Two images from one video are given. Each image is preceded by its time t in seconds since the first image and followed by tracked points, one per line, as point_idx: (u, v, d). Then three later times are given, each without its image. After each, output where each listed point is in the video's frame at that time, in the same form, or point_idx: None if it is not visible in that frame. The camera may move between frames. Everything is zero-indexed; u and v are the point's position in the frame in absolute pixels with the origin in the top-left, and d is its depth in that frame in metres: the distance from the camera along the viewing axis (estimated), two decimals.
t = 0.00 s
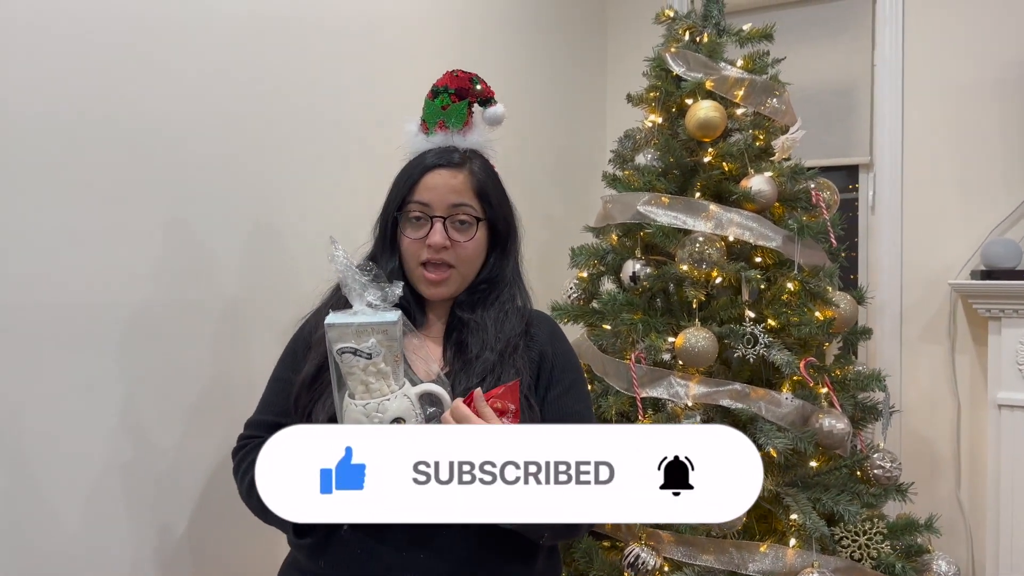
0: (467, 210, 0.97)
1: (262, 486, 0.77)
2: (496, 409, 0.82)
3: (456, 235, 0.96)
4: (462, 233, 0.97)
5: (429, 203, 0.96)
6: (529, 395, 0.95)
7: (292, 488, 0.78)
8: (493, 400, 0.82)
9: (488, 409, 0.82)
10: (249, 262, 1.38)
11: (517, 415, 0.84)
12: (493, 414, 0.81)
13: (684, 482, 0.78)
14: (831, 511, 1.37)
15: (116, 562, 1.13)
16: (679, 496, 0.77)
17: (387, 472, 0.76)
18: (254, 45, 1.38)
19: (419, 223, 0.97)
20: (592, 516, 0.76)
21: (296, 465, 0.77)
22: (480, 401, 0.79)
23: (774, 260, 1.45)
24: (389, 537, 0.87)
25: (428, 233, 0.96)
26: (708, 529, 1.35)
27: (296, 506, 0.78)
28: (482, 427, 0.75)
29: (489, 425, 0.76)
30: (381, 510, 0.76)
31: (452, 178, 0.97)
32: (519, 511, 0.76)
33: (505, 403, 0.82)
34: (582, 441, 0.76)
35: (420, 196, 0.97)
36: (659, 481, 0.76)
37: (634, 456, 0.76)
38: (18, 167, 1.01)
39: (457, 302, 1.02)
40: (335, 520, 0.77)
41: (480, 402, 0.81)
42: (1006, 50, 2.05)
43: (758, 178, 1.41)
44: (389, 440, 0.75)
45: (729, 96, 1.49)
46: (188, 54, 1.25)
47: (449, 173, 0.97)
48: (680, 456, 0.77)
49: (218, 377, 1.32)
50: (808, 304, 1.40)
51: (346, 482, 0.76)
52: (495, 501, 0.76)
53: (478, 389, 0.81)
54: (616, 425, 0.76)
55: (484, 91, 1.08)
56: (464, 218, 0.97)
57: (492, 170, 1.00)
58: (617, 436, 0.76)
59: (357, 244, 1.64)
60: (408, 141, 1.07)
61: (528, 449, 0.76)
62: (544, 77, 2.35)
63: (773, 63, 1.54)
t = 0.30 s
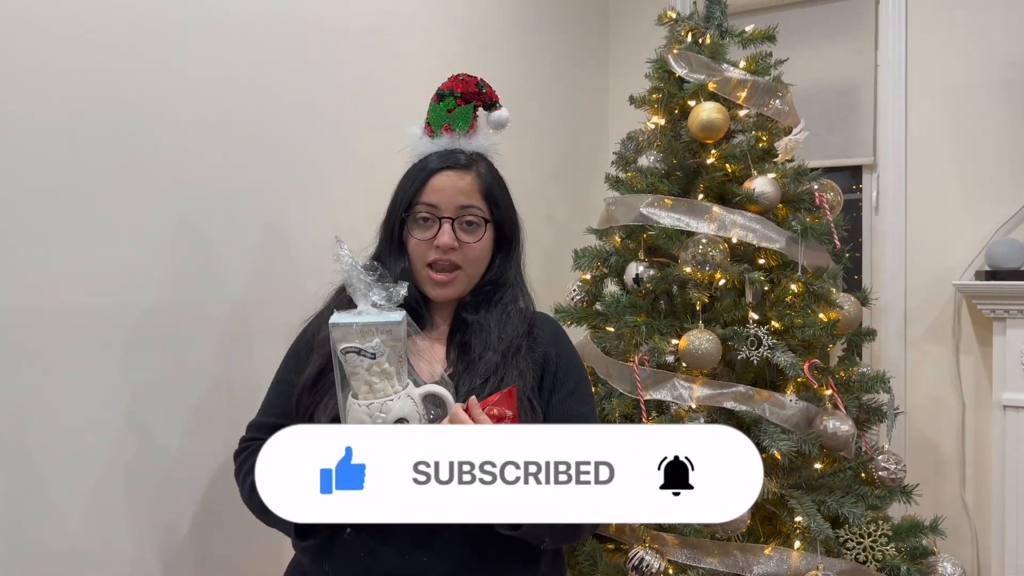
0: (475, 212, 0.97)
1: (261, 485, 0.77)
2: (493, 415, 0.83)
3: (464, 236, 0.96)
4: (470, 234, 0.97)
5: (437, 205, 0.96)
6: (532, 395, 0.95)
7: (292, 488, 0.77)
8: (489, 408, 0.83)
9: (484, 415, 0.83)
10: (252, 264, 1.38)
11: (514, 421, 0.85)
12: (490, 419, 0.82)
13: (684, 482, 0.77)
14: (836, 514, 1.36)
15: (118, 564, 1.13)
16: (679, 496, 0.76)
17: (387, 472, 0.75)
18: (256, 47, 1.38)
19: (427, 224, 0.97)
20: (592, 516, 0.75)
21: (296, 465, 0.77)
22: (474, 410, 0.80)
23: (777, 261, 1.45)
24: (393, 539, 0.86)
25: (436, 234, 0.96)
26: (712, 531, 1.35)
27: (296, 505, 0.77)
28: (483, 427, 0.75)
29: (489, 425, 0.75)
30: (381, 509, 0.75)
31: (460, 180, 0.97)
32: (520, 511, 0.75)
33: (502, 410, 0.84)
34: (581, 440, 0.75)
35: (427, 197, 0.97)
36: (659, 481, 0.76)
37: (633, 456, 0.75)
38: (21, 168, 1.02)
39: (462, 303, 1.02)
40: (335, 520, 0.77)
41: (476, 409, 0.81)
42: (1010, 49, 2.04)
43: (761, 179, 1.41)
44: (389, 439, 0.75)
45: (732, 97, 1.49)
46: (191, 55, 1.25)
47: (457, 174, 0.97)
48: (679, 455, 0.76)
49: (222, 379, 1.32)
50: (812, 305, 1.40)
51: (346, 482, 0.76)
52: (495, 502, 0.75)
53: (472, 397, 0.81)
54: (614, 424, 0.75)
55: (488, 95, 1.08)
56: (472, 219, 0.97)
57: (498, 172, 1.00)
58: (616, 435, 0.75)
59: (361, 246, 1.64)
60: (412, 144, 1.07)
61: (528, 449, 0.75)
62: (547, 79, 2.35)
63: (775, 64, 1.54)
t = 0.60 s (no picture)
0: (479, 215, 0.98)
1: (261, 486, 0.77)
2: (493, 417, 0.84)
3: (468, 240, 0.97)
4: (474, 238, 0.97)
5: (441, 209, 0.97)
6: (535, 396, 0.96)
7: (292, 487, 0.79)
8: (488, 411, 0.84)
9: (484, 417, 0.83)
10: (256, 266, 1.39)
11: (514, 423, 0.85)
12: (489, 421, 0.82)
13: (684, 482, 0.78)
14: (839, 512, 1.37)
15: (124, 563, 1.15)
16: (678, 496, 0.77)
17: (386, 472, 0.76)
18: (259, 50, 1.39)
19: (431, 228, 0.98)
20: (592, 515, 0.76)
21: (296, 465, 0.78)
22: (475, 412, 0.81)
23: (780, 261, 1.46)
24: (398, 539, 0.87)
25: (441, 238, 0.97)
26: (715, 529, 1.36)
27: (296, 505, 0.78)
28: (483, 427, 0.76)
29: (490, 426, 0.76)
30: (381, 510, 0.76)
31: (463, 184, 0.98)
32: (519, 511, 0.76)
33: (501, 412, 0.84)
34: (582, 441, 0.76)
35: (431, 202, 0.98)
36: (659, 481, 0.77)
37: (634, 456, 0.77)
38: (27, 172, 1.03)
39: (466, 305, 1.03)
40: (335, 519, 0.78)
41: (475, 411, 0.82)
42: (1012, 48, 2.04)
43: (763, 179, 1.41)
44: (388, 440, 0.76)
45: (734, 97, 1.49)
46: (194, 60, 1.26)
47: (460, 178, 0.98)
48: (679, 455, 0.77)
49: (227, 380, 1.33)
50: (814, 305, 1.41)
51: (346, 482, 0.77)
52: (495, 502, 0.76)
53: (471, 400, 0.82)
54: (615, 424, 0.76)
55: (490, 97, 1.09)
56: (477, 223, 0.98)
57: (501, 175, 1.01)
58: (616, 435, 0.76)
59: (366, 247, 1.65)
60: (414, 147, 1.08)
61: (528, 449, 0.76)
62: (549, 79, 2.36)
63: (778, 64, 1.54)
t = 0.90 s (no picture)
0: (480, 210, 0.98)
1: (261, 486, 0.78)
2: (491, 410, 0.84)
3: (469, 235, 0.98)
4: (474, 232, 0.98)
5: (442, 204, 0.97)
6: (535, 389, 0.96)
7: (292, 488, 0.79)
8: (487, 402, 0.84)
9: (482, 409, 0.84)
10: (258, 260, 1.39)
11: (512, 415, 0.86)
12: (487, 414, 0.83)
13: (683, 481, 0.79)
14: (840, 504, 1.38)
15: (127, 554, 1.15)
16: (677, 496, 0.78)
17: (385, 473, 0.77)
18: (260, 44, 1.39)
19: (432, 223, 0.98)
20: (591, 515, 0.77)
21: (297, 466, 0.79)
22: (475, 405, 0.81)
23: (782, 255, 1.46)
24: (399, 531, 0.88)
25: (441, 233, 0.97)
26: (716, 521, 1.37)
27: (296, 506, 0.79)
28: (483, 428, 0.76)
29: (491, 426, 0.77)
30: (381, 510, 0.77)
31: (463, 178, 0.98)
32: (519, 511, 0.77)
33: (499, 404, 0.85)
34: (582, 441, 0.77)
35: (432, 197, 0.98)
36: (658, 481, 0.77)
37: (633, 456, 0.77)
38: (29, 166, 1.03)
39: (467, 298, 1.03)
40: (334, 520, 0.78)
41: (474, 403, 0.82)
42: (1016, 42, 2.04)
43: (765, 173, 1.41)
44: (388, 440, 0.77)
45: (736, 91, 1.49)
46: (195, 53, 1.27)
47: (460, 172, 0.98)
48: (678, 455, 0.78)
49: (229, 374, 1.33)
50: (816, 298, 1.42)
51: (346, 482, 0.78)
52: (495, 502, 0.77)
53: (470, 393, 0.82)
54: (614, 424, 0.77)
55: (491, 89, 1.09)
56: (477, 217, 0.98)
57: (503, 170, 1.01)
58: (616, 435, 0.77)
59: (368, 240, 1.65)
60: (415, 141, 1.08)
61: (528, 449, 0.77)
62: (551, 73, 2.35)
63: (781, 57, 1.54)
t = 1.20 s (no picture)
0: (476, 200, 0.98)
1: (261, 485, 0.78)
2: (486, 400, 0.85)
3: (464, 226, 0.98)
4: (470, 223, 0.98)
5: (437, 195, 0.97)
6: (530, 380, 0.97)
7: (291, 488, 0.79)
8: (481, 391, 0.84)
9: (477, 399, 0.84)
10: (256, 250, 1.39)
11: (507, 406, 0.86)
12: (482, 404, 0.84)
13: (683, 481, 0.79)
14: (834, 494, 1.39)
15: (126, 541, 1.16)
16: (678, 496, 0.78)
17: (385, 472, 0.77)
18: (258, 33, 1.39)
19: (427, 213, 0.99)
20: (591, 515, 0.77)
21: (296, 465, 0.79)
22: (470, 395, 0.82)
23: (779, 246, 1.46)
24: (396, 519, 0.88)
25: (437, 224, 0.97)
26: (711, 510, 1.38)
27: (296, 506, 0.79)
28: (482, 427, 0.77)
29: (490, 426, 0.77)
30: (381, 510, 0.77)
31: (459, 169, 0.98)
32: (518, 511, 0.77)
33: (495, 394, 0.85)
34: (582, 441, 0.77)
35: (428, 187, 0.98)
36: (658, 481, 0.78)
37: (633, 457, 0.77)
38: (27, 155, 1.03)
39: (462, 288, 1.04)
40: (334, 520, 0.78)
41: (468, 392, 0.83)
42: (1015, 34, 2.03)
43: (763, 164, 1.41)
44: (388, 441, 0.77)
45: (735, 82, 1.49)
46: (193, 42, 1.26)
47: (456, 163, 0.98)
48: (679, 455, 0.78)
49: (227, 363, 1.34)
50: (813, 289, 1.42)
51: (345, 482, 0.78)
52: (495, 502, 0.77)
53: (464, 381, 0.83)
54: (615, 424, 0.78)
55: (488, 78, 1.09)
56: (473, 208, 0.98)
57: (499, 160, 1.01)
58: (617, 435, 0.78)
59: (365, 230, 1.65)
60: (411, 130, 1.07)
61: (527, 449, 0.77)
62: (550, 63, 2.35)
63: (779, 47, 1.54)
